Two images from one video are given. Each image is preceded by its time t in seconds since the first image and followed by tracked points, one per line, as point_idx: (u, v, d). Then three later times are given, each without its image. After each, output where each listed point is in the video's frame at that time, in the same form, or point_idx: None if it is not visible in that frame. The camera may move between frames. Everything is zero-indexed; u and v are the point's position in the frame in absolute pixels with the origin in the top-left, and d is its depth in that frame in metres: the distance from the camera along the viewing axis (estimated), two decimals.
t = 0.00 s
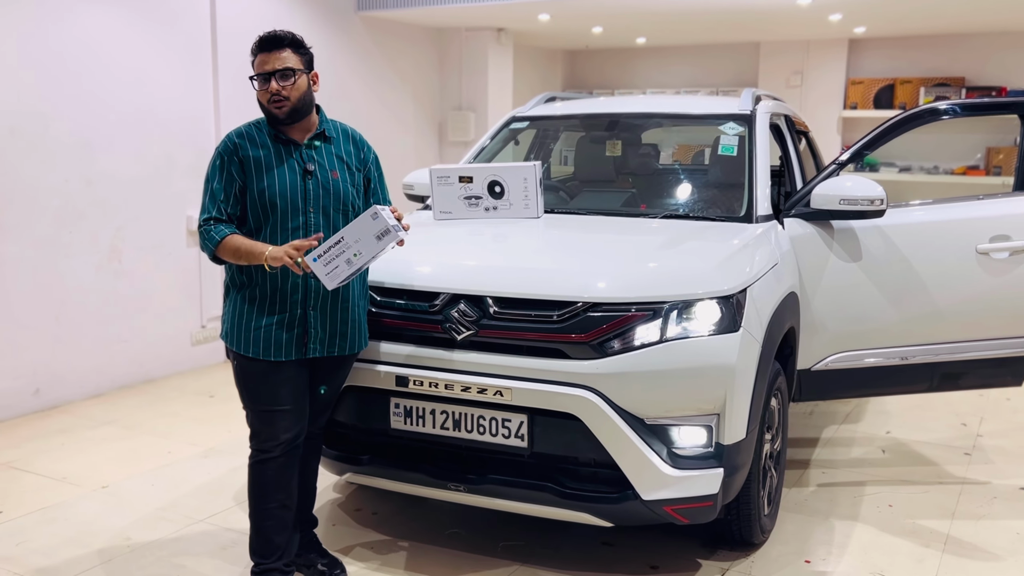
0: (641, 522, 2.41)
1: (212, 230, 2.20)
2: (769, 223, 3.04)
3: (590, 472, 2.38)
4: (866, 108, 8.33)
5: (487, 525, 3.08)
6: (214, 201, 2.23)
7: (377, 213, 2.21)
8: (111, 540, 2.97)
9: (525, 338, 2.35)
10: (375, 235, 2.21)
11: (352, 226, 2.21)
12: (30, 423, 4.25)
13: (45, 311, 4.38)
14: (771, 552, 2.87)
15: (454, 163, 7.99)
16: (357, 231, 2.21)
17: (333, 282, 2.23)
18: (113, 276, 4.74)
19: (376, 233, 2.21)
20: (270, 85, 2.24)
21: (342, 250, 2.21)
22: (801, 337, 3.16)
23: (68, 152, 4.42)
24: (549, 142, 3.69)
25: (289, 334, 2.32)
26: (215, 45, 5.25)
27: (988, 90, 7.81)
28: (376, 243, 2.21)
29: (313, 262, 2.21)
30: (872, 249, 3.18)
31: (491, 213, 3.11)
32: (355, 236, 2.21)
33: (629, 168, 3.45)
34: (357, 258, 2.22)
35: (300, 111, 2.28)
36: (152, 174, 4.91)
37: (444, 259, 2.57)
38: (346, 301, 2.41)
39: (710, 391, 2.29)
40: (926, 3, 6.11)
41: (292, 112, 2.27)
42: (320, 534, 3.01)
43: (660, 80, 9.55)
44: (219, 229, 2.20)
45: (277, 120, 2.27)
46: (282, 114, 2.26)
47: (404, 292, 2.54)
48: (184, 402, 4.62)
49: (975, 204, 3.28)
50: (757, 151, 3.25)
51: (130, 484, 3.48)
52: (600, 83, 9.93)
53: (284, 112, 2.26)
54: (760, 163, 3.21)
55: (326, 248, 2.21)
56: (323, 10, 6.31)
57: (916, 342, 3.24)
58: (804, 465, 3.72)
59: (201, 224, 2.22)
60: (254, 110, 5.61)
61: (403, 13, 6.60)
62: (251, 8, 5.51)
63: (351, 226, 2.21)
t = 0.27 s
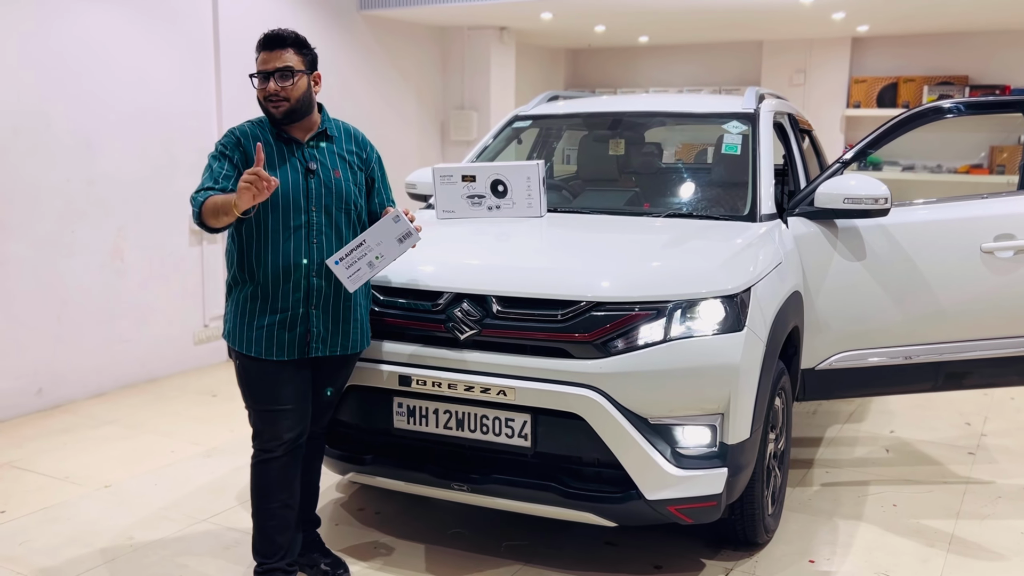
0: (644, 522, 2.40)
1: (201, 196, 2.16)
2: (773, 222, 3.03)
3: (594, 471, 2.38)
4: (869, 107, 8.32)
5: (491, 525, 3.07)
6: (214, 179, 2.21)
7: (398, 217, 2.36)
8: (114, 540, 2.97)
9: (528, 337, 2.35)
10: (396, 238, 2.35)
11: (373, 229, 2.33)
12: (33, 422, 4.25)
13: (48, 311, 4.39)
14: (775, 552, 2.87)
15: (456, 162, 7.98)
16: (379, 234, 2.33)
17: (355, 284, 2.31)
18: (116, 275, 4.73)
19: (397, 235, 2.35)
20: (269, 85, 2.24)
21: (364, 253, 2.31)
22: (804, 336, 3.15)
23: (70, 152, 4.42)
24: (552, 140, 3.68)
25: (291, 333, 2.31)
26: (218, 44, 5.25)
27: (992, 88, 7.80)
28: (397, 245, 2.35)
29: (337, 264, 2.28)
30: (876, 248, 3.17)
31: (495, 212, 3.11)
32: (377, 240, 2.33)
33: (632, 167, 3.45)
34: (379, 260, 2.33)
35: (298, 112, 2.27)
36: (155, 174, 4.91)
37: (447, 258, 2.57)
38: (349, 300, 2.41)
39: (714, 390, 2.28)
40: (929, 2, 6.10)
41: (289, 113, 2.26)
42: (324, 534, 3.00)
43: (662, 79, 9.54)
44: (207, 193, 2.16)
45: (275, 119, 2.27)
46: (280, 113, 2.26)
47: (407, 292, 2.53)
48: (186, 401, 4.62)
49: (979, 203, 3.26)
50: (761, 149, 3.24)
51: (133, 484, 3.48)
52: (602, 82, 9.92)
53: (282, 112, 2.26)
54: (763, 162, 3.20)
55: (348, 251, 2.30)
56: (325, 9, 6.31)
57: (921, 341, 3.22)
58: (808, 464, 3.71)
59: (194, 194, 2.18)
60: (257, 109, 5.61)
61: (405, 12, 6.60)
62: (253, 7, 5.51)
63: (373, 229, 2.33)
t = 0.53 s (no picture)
0: (646, 522, 2.40)
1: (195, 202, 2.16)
2: (775, 221, 3.03)
3: (596, 471, 2.37)
4: (871, 106, 8.31)
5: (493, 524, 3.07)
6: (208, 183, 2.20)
7: (411, 218, 2.40)
8: (115, 539, 2.97)
9: (530, 337, 2.34)
10: (408, 238, 2.39)
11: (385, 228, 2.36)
12: (35, 422, 4.25)
13: (50, 310, 4.39)
14: (777, 551, 2.86)
15: (458, 161, 7.99)
16: (392, 234, 2.37)
17: (368, 285, 2.34)
18: (117, 274, 4.74)
19: (410, 236, 2.40)
20: (275, 83, 2.24)
21: (377, 254, 2.35)
22: (806, 335, 3.15)
23: (72, 152, 4.42)
24: (553, 139, 3.68)
25: (292, 333, 2.31)
26: (219, 43, 5.25)
27: (994, 87, 7.79)
28: (410, 245, 2.39)
29: (350, 266, 2.31)
30: (877, 247, 3.16)
31: (496, 211, 3.10)
32: (390, 240, 2.37)
33: (634, 166, 3.45)
34: (392, 261, 2.37)
35: (303, 111, 2.27)
36: (156, 173, 4.91)
37: (448, 258, 2.56)
38: (350, 300, 2.40)
39: (716, 389, 2.28)
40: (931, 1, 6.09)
41: (294, 112, 2.26)
42: (325, 533, 3.00)
43: (664, 78, 9.53)
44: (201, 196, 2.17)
45: (280, 118, 2.27)
46: (284, 112, 2.26)
47: (408, 291, 2.53)
48: (188, 400, 4.62)
49: (981, 202, 3.26)
50: (763, 148, 3.24)
51: (135, 483, 3.48)
52: (604, 81, 9.91)
53: (287, 112, 2.26)
54: (765, 161, 3.20)
55: (361, 252, 2.33)
56: (327, 8, 6.31)
57: (923, 340, 3.22)
58: (809, 464, 3.71)
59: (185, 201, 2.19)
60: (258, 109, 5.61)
61: (406, 11, 6.60)
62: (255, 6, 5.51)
63: (385, 230, 2.36)
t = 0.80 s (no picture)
0: (647, 522, 2.40)
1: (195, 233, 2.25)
2: (776, 220, 3.03)
3: (597, 471, 2.38)
4: (872, 105, 8.31)
5: (494, 524, 3.07)
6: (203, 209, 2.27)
7: (437, 231, 2.40)
8: (116, 539, 2.97)
9: (531, 337, 2.34)
10: (436, 252, 2.39)
11: (413, 243, 2.37)
12: (36, 421, 4.25)
13: (51, 309, 4.39)
14: (778, 551, 2.86)
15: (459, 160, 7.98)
16: (420, 249, 2.38)
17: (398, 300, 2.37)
18: (118, 274, 4.74)
19: (437, 249, 2.40)
20: (280, 86, 2.24)
21: (406, 269, 2.37)
22: (808, 335, 3.15)
23: (73, 152, 4.42)
24: (554, 138, 3.67)
25: (296, 336, 2.31)
26: (220, 43, 5.25)
27: (995, 87, 7.78)
28: (438, 259, 2.40)
29: (381, 282, 2.34)
30: (879, 247, 3.16)
31: (497, 211, 3.10)
32: (418, 255, 2.38)
33: (635, 165, 3.45)
34: (420, 275, 2.39)
35: (306, 115, 2.27)
36: (157, 173, 4.91)
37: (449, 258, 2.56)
38: (353, 303, 2.40)
39: (717, 389, 2.28)
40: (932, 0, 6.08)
41: (299, 115, 2.25)
42: (326, 533, 3.00)
43: (665, 77, 9.53)
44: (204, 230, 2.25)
45: (285, 121, 2.26)
46: (288, 116, 2.25)
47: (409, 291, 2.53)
48: (189, 400, 4.62)
49: (982, 201, 3.26)
50: (764, 148, 3.24)
51: (136, 483, 3.48)
52: (605, 80, 9.91)
53: (291, 115, 2.25)
54: (766, 161, 3.19)
55: (390, 269, 2.36)
56: (328, 7, 6.30)
57: (924, 340, 3.22)
58: (811, 463, 3.71)
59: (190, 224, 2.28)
60: (259, 108, 5.61)
61: (407, 10, 6.59)
62: (256, 6, 5.51)
63: (413, 244, 2.37)
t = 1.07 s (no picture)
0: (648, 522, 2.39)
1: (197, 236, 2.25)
2: (776, 220, 3.02)
3: (597, 471, 2.37)
4: (872, 105, 8.30)
5: (493, 525, 3.06)
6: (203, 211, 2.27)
7: (439, 239, 2.38)
8: (116, 539, 2.97)
9: (530, 337, 2.34)
10: (438, 259, 2.38)
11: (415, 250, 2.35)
12: (36, 421, 4.25)
13: (51, 309, 4.39)
14: (779, 551, 2.86)
15: (459, 161, 7.98)
16: (422, 256, 2.36)
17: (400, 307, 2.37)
18: (118, 274, 4.73)
19: (440, 256, 2.38)
20: (280, 89, 2.24)
21: (408, 276, 2.36)
22: (808, 335, 3.14)
23: (73, 151, 4.42)
24: (554, 138, 3.67)
25: (295, 338, 2.31)
26: (220, 43, 5.25)
27: (995, 87, 7.78)
28: (440, 267, 2.38)
29: (382, 290, 2.34)
30: (879, 247, 3.16)
31: (497, 210, 3.10)
32: (420, 262, 2.37)
33: (636, 165, 3.44)
34: (423, 282, 2.39)
35: (306, 118, 2.27)
36: (157, 173, 4.90)
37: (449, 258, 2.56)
38: (353, 305, 2.40)
39: (717, 390, 2.28)
40: None
41: (299, 119, 2.26)
42: (326, 534, 3.00)
43: (664, 77, 9.53)
44: (206, 235, 2.24)
45: (285, 125, 2.27)
46: (288, 119, 2.25)
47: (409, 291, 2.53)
48: (189, 400, 4.62)
49: (983, 201, 3.25)
50: (764, 148, 3.23)
51: (136, 483, 3.48)
52: (604, 79, 9.90)
53: (291, 118, 2.25)
54: (766, 160, 3.19)
55: (392, 276, 2.35)
56: (328, 7, 6.30)
57: (925, 340, 3.21)
58: (811, 463, 3.71)
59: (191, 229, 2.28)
60: (259, 108, 5.61)
61: (407, 10, 6.59)
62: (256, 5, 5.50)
63: (414, 252, 2.36)
